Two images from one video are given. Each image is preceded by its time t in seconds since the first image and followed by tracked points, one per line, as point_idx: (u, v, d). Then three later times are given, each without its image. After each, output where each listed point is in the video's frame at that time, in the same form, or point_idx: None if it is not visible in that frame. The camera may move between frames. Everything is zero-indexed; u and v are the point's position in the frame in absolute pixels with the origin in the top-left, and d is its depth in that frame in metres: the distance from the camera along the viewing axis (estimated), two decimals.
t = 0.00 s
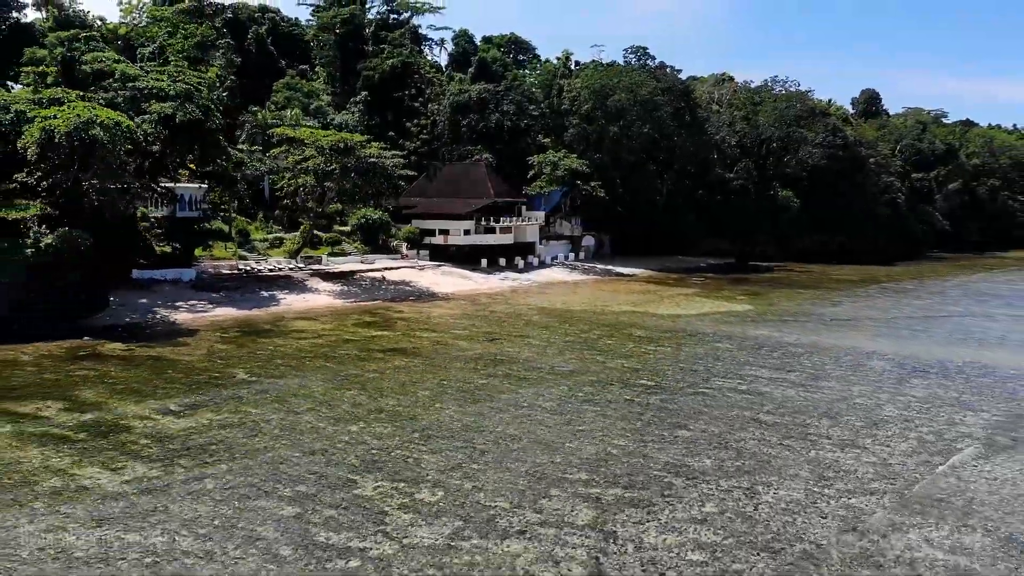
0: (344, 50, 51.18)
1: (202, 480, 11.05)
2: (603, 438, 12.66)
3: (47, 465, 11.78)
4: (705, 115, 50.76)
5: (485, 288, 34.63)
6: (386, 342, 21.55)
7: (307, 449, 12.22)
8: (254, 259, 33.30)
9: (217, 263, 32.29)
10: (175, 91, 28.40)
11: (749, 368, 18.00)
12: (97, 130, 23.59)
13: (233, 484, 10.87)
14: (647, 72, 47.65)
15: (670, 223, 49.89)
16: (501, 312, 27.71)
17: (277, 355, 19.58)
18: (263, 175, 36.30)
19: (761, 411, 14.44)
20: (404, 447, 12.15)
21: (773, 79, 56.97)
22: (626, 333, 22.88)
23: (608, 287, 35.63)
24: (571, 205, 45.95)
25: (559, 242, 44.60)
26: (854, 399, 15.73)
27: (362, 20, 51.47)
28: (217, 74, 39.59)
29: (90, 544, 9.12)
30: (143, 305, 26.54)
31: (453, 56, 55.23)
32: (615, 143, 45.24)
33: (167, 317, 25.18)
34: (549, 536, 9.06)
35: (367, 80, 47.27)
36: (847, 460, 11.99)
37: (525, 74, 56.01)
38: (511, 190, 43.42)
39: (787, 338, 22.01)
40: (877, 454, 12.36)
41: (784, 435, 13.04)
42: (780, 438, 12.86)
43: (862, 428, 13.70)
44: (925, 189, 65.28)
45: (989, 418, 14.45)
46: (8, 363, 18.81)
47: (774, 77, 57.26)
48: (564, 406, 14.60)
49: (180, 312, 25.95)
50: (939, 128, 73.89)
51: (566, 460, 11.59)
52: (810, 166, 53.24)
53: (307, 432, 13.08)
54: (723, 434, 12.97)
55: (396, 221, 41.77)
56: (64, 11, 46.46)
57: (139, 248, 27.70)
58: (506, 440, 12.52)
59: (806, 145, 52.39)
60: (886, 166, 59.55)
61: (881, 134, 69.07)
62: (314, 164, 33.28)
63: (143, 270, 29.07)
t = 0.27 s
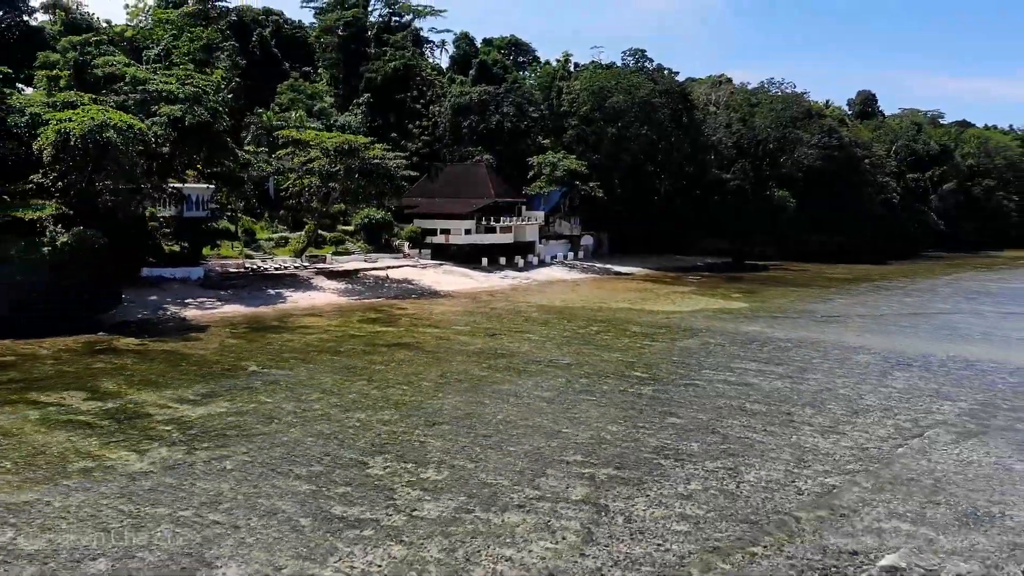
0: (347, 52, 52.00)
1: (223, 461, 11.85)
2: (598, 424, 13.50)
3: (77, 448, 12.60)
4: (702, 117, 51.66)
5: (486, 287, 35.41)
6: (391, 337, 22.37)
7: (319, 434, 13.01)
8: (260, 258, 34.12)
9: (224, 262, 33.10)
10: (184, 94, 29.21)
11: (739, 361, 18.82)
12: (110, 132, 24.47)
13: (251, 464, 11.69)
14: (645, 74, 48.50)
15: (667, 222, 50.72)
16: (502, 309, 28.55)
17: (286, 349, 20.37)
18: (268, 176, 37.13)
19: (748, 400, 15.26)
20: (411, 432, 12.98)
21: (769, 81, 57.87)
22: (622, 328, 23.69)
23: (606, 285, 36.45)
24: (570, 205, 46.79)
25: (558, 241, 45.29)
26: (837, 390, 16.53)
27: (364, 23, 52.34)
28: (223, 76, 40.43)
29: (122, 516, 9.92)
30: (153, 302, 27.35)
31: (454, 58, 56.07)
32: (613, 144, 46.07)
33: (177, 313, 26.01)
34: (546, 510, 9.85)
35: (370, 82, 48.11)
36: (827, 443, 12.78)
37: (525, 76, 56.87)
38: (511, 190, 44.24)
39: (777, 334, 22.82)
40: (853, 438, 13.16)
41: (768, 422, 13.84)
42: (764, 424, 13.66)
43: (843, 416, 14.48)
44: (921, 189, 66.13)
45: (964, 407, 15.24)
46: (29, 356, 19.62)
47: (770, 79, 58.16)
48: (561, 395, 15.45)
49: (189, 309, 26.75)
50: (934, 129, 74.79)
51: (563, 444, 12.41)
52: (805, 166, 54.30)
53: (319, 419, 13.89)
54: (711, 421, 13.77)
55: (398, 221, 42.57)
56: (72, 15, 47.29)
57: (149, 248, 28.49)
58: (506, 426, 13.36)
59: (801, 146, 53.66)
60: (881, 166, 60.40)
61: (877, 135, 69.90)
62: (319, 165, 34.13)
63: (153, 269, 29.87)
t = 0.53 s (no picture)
0: (349, 55, 52.76)
1: (239, 445, 12.60)
2: (593, 413, 14.27)
3: (102, 434, 13.35)
4: (700, 118, 52.46)
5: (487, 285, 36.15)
6: (395, 333, 23.14)
7: (329, 422, 13.74)
8: (266, 257, 34.88)
9: (230, 260, 33.85)
10: (193, 97, 29.95)
11: (731, 355, 19.57)
12: (123, 135, 25.24)
13: (267, 447, 12.45)
14: (643, 76, 49.26)
15: (665, 222, 51.50)
16: (502, 306, 29.30)
17: (294, 344, 21.10)
18: (273, 177, 37.88)
19: (737, 391, 16.01)
20: (417, 420, 13.75)
21: (766, 82, 58.68)
22: (619, 325, 24.44)
23: (604, 284, 37.18)
24: (570, 206, 47.57)
25: (557, 241, 46.00)
26: (823, 381, 17.26)
27: (367, 26, 53.16)
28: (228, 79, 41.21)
29: (149, 493, 10.68)
30: (163, 300, 28.12)
31: (455, 60, 56.83)
32: (612, 145, 46.84)
33: (186, 310, 26.78)
34: (544, 489, 10.57)
35: (372, 84, 48.88)
36: (809, 430, 13.51)
37: (526, 78, 57.65)
38: (511, 191, 45.00)
39: (768, 330, 23.54)
40: (835, 425, 13.88)
41: (755, 411, 14.58)
42: (751, 413, 14.40)
43: (827, 406, 15.21)
44: (917, 190, 66.86)
45: (944, 398, 15.97)
46: (46, 350, 20.38)
47: (767, 80, 58.98)
48: (559, 386, 16.23)
49: (197, 307, 27.49)
50: (931, 130, 75.58)
51: (560, 430, 13.17)
52: (801, 167, 55.17)
53: (328, 408, 14.64)
54: (701, 410, 14.52)
55: (400, 221, 43.34)
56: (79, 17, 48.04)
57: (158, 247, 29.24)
58: (507, 414, 14.13)
59: (798, 147, 54.59)
60: (877, 167, 61.15)
61: (873, 136, 70.67)
62: (324, 166, 34.91)
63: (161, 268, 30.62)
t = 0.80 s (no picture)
0: (351, 57, 53.57)
1: (255, 430, 13.41)
2: (588, 402, 15.05)
3: (125, 420, 14.17)
4: (697, 119, 53.26)
5: (487, 284, 36.96)
6: (398, 329, 23.94)
7: (338, 410, 14.54)
8: (272, 256, 35.70)
9: (237, 259, 34.67)
10: (201, 99, 30.75)
11: (723, 350, 20.35)
12: (135, 137, 26.04)
13: (282, 433, 13.24)
14: (641, 79, 50.08)
15: (663, 222, 52.28)
16: (502, 304, 30.09)
17: (301, 340, 21.91)
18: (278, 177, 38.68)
19: (726, 382, 16.81)
20: (422, 408, 14.55)
21: (762, 84, 59.49)
22: (616, 321, 25.23)
23: (602, 282, 37.98)
24: (569, 206, 48.37)
25: (557, 240, 46.83)
26: (809, 373, 18.05)
27: (369, 29, 53.94)
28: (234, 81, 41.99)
29: (174, 472, 11.49)
30: (172, 297, 28.92)
31: (456, 62, 57.62)
32: (610, 147, 47.66)
33: (196, 307, 27.59)
34: (541, 469, 11.37)
35: (375, 86, 49.67)
36: (793, 417, 14.30)
37: (525, 80, 58.47)
38: (511, 191, 45.80)
39: (760, 326, 24.33)
40: (818, 412, 14.67)
41: (743, 400, 15.36)
42: (738, 402, 15.20)
43: (811, 395, 16.00)
44: (912, 190, 67.66)
45: (923, 389, 16.76)
46: (63, 345, 21.17)
47: (763, 82, 59.80)
48: (557, 378, 17.02)
49: (205, 304, 28.28)
50: (926, 131, 76.38)
51: (557, 418, 13.96)
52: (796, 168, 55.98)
53: (338, 397, 15.43)
54: (690, 400, 15.31)
55: (402, 221, 44.14)
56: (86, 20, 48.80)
57: (168, 246, 30.03)
58: (507, 403, 14.93)
59: (793, 148, 55.38)
60: (872, 168, 61.94)
61: (869, 137, 71.46)
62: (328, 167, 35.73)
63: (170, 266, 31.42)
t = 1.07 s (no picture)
0: (354, 59, 54.34)
1: (268, 417, 14.17)
2: (584, 393, 15.80)
3: (144, 409, 14.92)
4: (694, 121, 54.05)
5: (487, 282, 37.70)
6: (402, 325, 24.71)
7: (346, 400, 15.28)
8: (276, 255, 36.45)
9: (242, 258, 35.42)
10: (208, 102, 31.53)
11: (715, 345, 21.08)
12: (146, 138, 26.81)
13: (295, 420, 14.00)
14: (639, 80, 50.89)
15: (662, 222, 53.02)
16: (502, 301, 30.81)
17: (308, 335, 22.66)
18: (283, 178, 39.45)
19: (717, 374, 17.55)
20: (425, 399, 15.32)
21: (759, 86, 60.29)
22: (613, 318, 25.99)
23: (601, 281, 38.70)
24: (568, 206, 49.12)
25: (556, 239, 47.57)
26: (798, 366, 18.80)
27: (371, 31, 54.75)
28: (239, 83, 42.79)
29: (194, 455, 12.21)
30: (181, 295, 29.70)
31: (456, 64, 58.42)
32: (608, 147, 48.44)
33: (204, 305, 28.34)
34: (539, 452, 12.13)
35: (377, 88, 50.46)
36: (779, 405, 15.05)
37: (525, 81, 59.26)
38: (511, 191, 46.57)
39: (753, 323, 25.08)
40: (803, 401, 15.42)
41: (732, 391, 16.07)
42: (728, 393, 15.93)
43: (797, 386, 16.74)
44: (908, 190, 68.39)
45: (906, 380, 17.51)
46: (77, 340, 21.90)
47: (760, 84, 60.60)
48: (555, 371, 17.77)
49: (213, 301, 29.01)
50: (922, 132, 77.18)
51: (555, 406, 14.73)
52: (792, 169, 56.76)
53: (346, 388, 16.17)
54: (682, 390, 16.07)
55: (404, 220, 44.89)
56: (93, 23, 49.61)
57: (176, 245, 30.77)
58: (507, 394, 15.68)
59: (789, 148, 56.15)
60: (868, 168, 62.70)
61: (865, 138, 72.23)
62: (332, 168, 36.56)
63: (178, 265, 32.15)
